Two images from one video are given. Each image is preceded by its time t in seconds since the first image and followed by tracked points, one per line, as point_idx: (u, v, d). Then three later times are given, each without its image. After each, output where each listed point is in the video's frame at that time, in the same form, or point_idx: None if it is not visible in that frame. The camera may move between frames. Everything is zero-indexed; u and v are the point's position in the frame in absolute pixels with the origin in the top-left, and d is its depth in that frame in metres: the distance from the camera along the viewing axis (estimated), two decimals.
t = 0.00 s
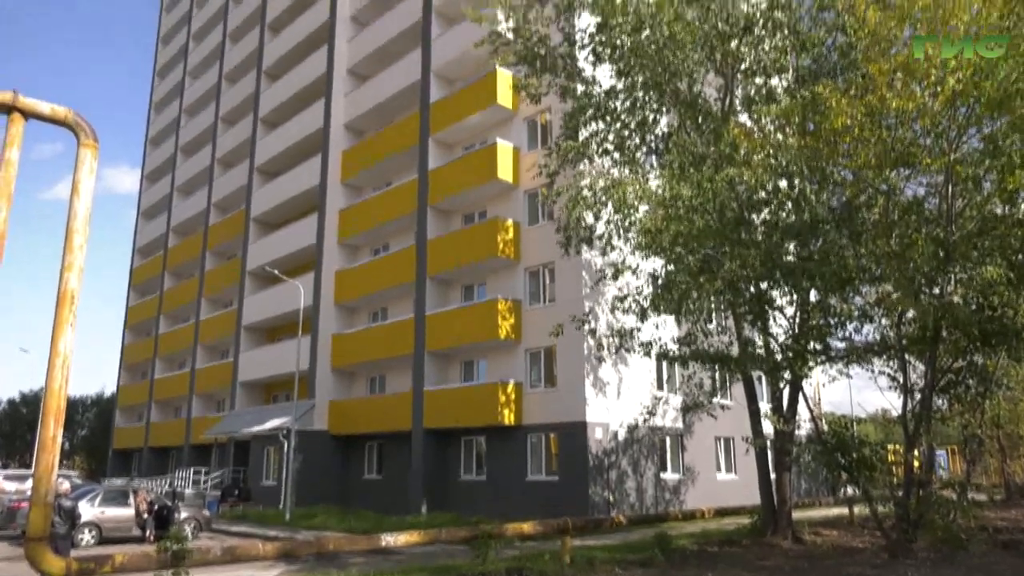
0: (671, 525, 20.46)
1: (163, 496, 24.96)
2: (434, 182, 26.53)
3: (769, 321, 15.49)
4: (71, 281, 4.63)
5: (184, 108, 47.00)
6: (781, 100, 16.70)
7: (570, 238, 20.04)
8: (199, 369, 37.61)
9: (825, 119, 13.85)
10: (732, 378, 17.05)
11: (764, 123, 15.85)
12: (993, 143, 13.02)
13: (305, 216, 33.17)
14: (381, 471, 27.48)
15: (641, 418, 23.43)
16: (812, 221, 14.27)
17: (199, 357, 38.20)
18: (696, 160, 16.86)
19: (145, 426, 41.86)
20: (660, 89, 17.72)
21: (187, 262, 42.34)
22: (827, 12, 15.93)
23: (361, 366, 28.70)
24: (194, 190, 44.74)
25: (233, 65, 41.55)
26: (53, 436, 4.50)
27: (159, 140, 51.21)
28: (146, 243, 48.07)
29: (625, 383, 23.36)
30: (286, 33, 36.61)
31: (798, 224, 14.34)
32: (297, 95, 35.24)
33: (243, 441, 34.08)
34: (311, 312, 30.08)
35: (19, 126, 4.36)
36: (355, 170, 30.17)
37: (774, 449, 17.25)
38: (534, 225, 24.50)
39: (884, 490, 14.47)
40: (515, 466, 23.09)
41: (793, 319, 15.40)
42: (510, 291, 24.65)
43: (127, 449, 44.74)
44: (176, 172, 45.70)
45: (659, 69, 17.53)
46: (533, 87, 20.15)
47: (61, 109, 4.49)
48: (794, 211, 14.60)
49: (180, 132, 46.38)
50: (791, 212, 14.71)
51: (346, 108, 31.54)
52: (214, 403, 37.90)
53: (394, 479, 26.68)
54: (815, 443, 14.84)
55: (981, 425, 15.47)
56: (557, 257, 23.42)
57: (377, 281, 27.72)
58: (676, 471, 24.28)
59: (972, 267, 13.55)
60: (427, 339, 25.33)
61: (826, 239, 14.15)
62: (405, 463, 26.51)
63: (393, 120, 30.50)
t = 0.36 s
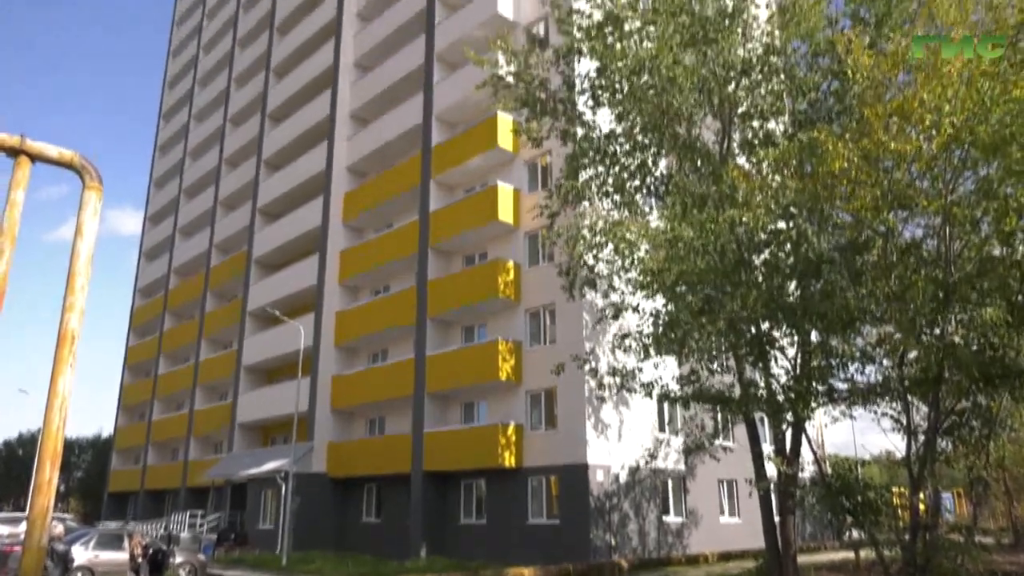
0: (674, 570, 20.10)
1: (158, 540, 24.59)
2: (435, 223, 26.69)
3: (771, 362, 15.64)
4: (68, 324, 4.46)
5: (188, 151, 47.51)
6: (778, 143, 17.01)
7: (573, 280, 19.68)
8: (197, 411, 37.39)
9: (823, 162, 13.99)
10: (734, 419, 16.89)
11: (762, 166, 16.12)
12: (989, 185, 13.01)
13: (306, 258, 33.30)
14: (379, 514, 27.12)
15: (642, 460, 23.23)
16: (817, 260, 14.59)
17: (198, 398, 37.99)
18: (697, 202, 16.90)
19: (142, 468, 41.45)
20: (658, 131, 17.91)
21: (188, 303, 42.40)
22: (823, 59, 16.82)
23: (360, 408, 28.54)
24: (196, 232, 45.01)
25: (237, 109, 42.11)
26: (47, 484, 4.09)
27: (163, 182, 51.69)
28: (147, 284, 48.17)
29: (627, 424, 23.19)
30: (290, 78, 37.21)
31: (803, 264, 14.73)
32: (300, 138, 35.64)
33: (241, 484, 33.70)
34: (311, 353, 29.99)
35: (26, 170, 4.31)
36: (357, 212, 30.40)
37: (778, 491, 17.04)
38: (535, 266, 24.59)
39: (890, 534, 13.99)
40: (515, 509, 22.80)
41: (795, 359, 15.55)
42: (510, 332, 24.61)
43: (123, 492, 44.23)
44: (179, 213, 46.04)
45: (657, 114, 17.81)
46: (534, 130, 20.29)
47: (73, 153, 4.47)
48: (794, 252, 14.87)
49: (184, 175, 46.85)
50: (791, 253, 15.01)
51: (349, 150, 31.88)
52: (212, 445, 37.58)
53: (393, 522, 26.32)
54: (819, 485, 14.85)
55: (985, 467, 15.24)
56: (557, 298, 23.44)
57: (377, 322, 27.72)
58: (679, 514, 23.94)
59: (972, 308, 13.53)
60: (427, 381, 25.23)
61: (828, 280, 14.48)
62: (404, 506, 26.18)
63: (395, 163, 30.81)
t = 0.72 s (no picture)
0: None
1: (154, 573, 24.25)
2: (436, 254, 26.76)
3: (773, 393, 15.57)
4: (66, 356, 3.97)
5: (192, 182, 47.82)
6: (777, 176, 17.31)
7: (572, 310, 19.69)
8: (196, 441, 37.14)
9: (822, 194, 14.07)
10: (737, 451, 16.79)
11: (761, 197, 16.18)
12: (987, 217, 13.07)
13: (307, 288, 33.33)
14: (379, 547, 26.81)
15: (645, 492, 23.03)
16: (818, 291, 14.61)
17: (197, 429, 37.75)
18: (697, 233, 16.99)
19: (139, 500, 41.05)
20: (657, 163, 18.03)
21: (189, 333, 42.35)
22: (820, 92, 17.15)
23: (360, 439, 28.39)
24: (198, 262, 45.14)
25: (240, 141, 42.46)
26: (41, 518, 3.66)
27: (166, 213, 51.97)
28: (148, 314, 48.15)
29: (628, 455, 23.04)
30: (293, 111, 37.59)
31: (802, 294, 14.71)
32: (302, 170, 35.89)
33: (238, 516, 33.34)
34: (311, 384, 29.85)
35: (28, 203, 4.08)
36: (358, 242, 30.51)
37: (781, 524, 16.82)
38: (535, 296, 24.61)
39: (895, 566, 14.06)
40: (516, 541, 22.53)
41: (797, 389, 15.59)
42: (511, 363, 24.54)
43: (119, 524, 43.75)
44: (181, 244, 46.20)
45: (656, 145, 17.97)
46: (535, 162, 20.40)
47: (74, 182, 4.19)
48: (794, 282, 14.82)
49: (187, 206, 47.11)
50: (791, 283, 14.94)
51: (351, 182, 32.10)
52: (210, 477, 37.27)
53: (392, 555, 26.00)
54: (823, 518, 14.58)
55: (990, 498, 15.11)
56: (558, 329, 23.43)
57: (377, 353, 27.65)
58: (682, 547, 23.64)
59: (973, 336, 13.47)
60: (427, 412, 25.12)
61: (829, 311, 14.57)
62: (404, 538, 25.88)
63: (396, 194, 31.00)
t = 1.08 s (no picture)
0: None
1: None
2: (437, 289, 26.83)
3: (775, 429, 15.40)
4: (66, 391, 3.98)
5: (195, 217, 48.10)
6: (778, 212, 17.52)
7: (572, 345, 19.66)
8: (194, 478, 36.79)
9: (821, 230, 14.15)
10: (739, 487, 16.61)
11: (761, 233, 16.24)
12: (985, 253, 13.22)
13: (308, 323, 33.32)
14: None
15: (646, 529, 22.76)
16: (817, 326, 14.59)
17: (195, 465, 37.42)
18: (698, 268, 17.00)
19: (136, 538, 40.53)
20: (657, 199, 18.20)
21: (189, 368, 42.22)
22: (817, 129, 17.45)
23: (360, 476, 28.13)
24: (199, 297, 45.19)
25: (243, 176, 42.81)
26: (38, 553, 3.63)
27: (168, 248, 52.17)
28: (148, 349, 48.05)
29: (630, 492, 22.82)
30: (296, 147, 37.97)
31: (803, 330, 14.65)
32: (304, 205, 36.10)
33: (235, 553, 32.90)
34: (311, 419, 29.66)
35: (33, 238, 4.14)
36: (359, 278, 30.57)
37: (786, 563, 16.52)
38: (536, 331, 24.61)
39: None
40: None
41: (799, 425, 15.51)
42: (511, 398, 24.43)
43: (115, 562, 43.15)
44: (183, 279, 46.31)
45: (655, 181, 18.09)
46: (535, 197, 20.49)
47: (80, 219, 4.25)
48: (794, 317, 14.80)
49: (189, 241, 47.33)
50: (790, 319, 14.98)
51: (352, 217, 32.27)
52: (207, 514, 36.85)
53: None
54: (828, 557, 14.37)
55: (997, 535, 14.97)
56: (558, 364, 23.38)
57: (377, 388, 27.54)
58: None
59: (974, 373, 13.37)
60: (427, 448, 24.93)
61: (828, 346, 14.51)
62: None
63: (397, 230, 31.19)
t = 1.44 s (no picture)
0: None
1: None
2: (437, 325, 26.80)
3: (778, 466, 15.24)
4: (65, 427, 3.94)
5: (196, 253, 48.26)
6: (779, 247, 17.57)
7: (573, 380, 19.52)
8: (190, 516, 36.34)
9: (821, 267, 14.20)
10: (743, 526, 16.35)
11: (761, 269, 16.27)
12: (984, 288, 13.31)
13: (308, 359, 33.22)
14: None
15: (648, 568, 22.41)
16: (817, 362, 14.60)
17: (192, 503, 36.98)
18: (698, 303, 16.86)
19: None
20: (657, 236, 18.33)
21: (188, 404, 41.99)
22: (814, 166, 17.63)
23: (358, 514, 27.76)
24: (199, 333, 45.14)
25: (245, 213, 43.05)
26: None
27: (168, 284, 52.24)
28: (147, 385, 47.85)
29: (632, 530, 22.52)
30: (298, 184, 38.28)
31: (802, 365, 14.69)
32: (306, 241, 36.22)
33: None
34: (309, 456, 29.39)
35: (35, 274, 4.16)
36: (360, 314, 30.56)
37: None
38: (536, 368, 24.52)
39: None
40: None
41: (802, 462, 15.31)
42: (512, 435, 24.26)
43: None
44: (183, 314, 46.32)
45: (655, 219, 18.26)
46: (536, 234, 20.55)
47: (82, 255, 4.27)
48: (796, 353, 14.85)
49: (191, 277, 47.45)
50: (793, 355, 14.92)
51: (353, 253, 32.37)
52: (203, 553, 36.32)
53: None
54: None
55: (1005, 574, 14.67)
56: (559, 400, 23.28)
57: (377, 425, 27.35)
58: None
59: (978, 408, 13.40)
60: (427, 485, 24.65)
61: (831, 381, 14.54)
62: None
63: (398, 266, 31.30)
